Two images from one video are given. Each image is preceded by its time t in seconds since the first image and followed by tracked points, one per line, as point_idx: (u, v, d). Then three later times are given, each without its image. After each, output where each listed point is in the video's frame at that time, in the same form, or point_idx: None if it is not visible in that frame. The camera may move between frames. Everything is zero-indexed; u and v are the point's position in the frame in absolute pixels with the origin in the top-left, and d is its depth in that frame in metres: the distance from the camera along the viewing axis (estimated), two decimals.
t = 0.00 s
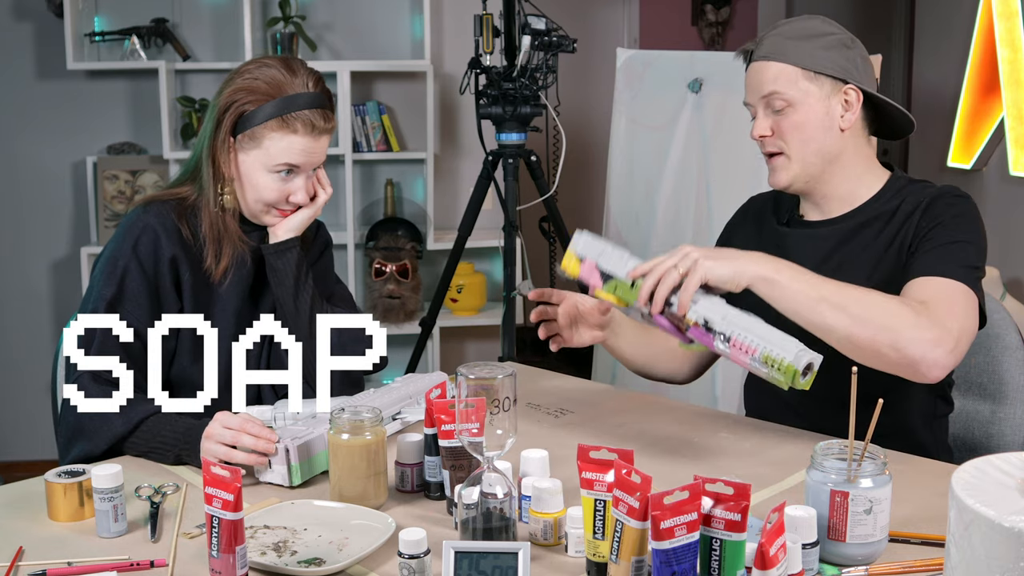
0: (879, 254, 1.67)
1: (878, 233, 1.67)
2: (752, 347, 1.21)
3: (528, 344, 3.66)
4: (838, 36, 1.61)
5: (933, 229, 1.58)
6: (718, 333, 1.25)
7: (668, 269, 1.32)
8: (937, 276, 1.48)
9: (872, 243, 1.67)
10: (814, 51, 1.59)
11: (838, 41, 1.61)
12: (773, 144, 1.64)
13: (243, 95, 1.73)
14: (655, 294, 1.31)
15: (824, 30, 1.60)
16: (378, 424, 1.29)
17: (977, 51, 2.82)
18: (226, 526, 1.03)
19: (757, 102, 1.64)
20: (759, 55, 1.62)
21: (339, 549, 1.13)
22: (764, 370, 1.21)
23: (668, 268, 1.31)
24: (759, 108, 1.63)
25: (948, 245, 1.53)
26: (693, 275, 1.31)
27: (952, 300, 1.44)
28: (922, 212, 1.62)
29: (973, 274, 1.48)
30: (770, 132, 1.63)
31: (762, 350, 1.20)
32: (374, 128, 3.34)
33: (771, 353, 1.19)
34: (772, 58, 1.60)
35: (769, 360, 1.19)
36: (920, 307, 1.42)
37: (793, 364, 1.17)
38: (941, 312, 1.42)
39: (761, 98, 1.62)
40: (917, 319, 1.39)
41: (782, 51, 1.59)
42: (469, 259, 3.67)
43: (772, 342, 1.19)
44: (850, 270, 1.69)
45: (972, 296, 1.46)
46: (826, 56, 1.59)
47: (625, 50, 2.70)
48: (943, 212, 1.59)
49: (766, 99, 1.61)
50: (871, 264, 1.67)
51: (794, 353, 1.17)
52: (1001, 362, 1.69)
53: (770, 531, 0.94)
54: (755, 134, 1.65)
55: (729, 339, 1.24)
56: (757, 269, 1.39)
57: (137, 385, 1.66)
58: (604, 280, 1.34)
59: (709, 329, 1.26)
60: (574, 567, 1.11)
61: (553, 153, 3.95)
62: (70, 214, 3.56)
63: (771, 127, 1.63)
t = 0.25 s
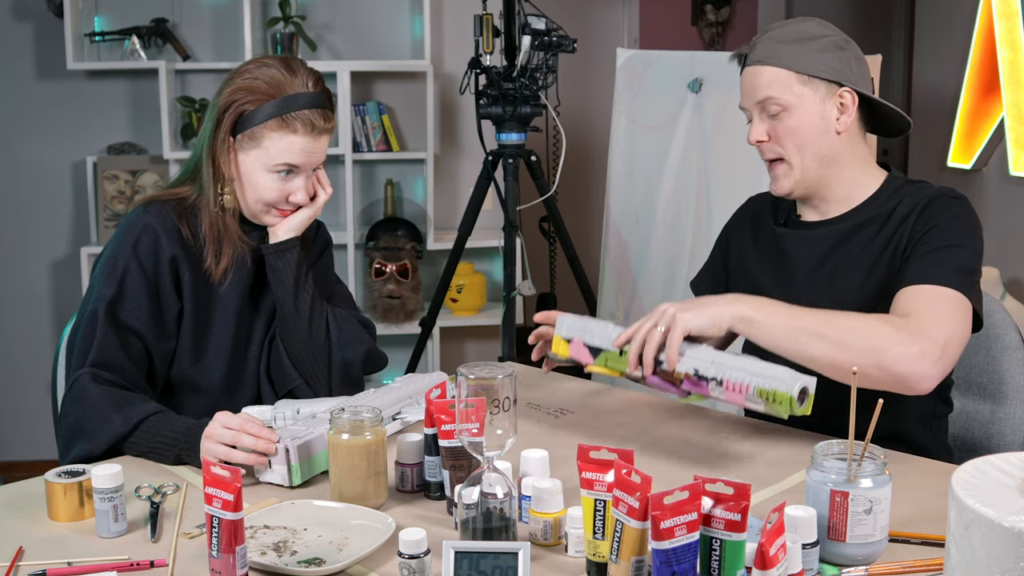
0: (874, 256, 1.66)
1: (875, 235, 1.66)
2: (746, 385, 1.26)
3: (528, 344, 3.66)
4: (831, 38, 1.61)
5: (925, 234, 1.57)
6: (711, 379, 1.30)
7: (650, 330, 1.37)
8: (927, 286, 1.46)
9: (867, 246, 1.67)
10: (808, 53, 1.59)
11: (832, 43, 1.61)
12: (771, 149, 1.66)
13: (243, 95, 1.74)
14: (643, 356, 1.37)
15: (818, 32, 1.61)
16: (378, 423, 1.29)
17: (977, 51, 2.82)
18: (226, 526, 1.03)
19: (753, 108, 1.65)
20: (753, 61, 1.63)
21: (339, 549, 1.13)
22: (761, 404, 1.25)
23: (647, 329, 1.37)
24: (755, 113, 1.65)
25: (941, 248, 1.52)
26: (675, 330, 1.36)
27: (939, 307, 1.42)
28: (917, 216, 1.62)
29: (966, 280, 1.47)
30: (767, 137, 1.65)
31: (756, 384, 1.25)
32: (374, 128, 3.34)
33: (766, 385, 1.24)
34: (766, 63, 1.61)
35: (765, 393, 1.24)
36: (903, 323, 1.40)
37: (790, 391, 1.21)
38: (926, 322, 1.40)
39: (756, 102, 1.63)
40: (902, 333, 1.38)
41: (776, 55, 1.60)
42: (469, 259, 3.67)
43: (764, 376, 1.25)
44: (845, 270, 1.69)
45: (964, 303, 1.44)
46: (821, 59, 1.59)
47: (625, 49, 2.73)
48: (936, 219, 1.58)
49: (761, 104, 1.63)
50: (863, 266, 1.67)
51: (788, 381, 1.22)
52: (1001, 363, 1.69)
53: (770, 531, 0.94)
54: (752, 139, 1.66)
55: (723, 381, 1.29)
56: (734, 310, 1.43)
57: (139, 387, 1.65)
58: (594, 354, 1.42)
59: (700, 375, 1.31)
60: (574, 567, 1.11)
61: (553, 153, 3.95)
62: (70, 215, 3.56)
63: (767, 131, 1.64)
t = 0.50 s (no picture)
0: (870, 259, 1.66)
1: (871, 238, 1.65)
2: (737, 421, 1.35)
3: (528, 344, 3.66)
4: (823, 39, 1.61)
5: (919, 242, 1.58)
6: (704, 415, 1.39)
7: (639, 369, 1.45)
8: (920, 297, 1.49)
9: (863, 249, 1.66)
10: (800, 56, 1.59)
11: (824, 44, 1.60)
12: (763, 152, 1.66)
13: (243, 95, 1.74)
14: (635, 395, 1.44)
15: (811, 33, 1.60)
16: (378, 424, 1.29)
17: (977, 51, 2.82)
18: (226, 526, 1.03)
19: (745, 111, 1.65)
20: (744, 64, 1.62)
21: (339, 549, 1.13)
22: (754, 438, 1.34)
23: (636, 370, 1.44)
24: (748, 117, 1.65)
25: (933, 257, 1.53)
26: (663, 369, 1.42)
27: (929, 322, 1.46)
28: (912, 220, 1.61)
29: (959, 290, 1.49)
30: (760, 140, 1.65)
31: (747, 419, 1.34)
32: (374, 128, 3.34)
33: (758, 420, 1.33)
34: (758, 66, 1.60)
35: (757, 427, 1.33)
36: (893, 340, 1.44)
37: (780, 425, 1.29)
38: (916, 338, 1.44)
39: (748, 107, 1.63)
40: (891, 351, 1.42)
41: (768, 58, 1.59)
42: (469, 259, 3.67)
43: (754, 411, 1.33)
44: (840, 273, 1.69)
45: (957, 316, 1.47)
46: (814, 61, 1.59)
47: (625, 49, 2.67)
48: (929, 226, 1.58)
49: (753, 108, 1.63)
50: (859, 270, 1.67)
51: (778, 416, 1.30)
52: (1001, 364, 1.69)
53: (769, 531, 0.94)
54: (745, 143, 1.66)
55: (716, 417, 1.38)
56: (721, 344, 1.47)
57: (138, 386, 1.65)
58: (588, 395, 1.52)
59: (693, 413, 1.40)
60: (574, 567, 1.11)
61: (553, 153, 3.95)
62: (70, 215, 3.56)
63: (760, 135, 1.64)
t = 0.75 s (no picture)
0: (862, 264, 1.65)
1: (864, 243, 1.65)
2: (726, 435, 1.38)
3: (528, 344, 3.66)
4: (810, 42, 1.60)
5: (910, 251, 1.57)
6: (693, 430, 1.41)
7: (628, 385, 1.48)
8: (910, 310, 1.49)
9: (855, 253, 1.65)
10: (787, 60, 1.58)
11: (811, 47, 1.59)
12: (752, 157, 1.65)
13: (243, 95, 1.74)
14: (625, 411, 1.48)
15: (796, 36, 1.59)
16: (378, 424, 1.29)
17: (977, 52, 2.82)
18: (226, 526, 1.03)
19: (733, 116, 1.64)
20: (731, 70, 1.62)
21: (339, 549, 1.13)
22: (742, 452, 1.36)
23: (626, 386, 1.48)
24: (735, 123, 1.64)
25: (925, 266, 1.53)
26: (652, 385, 1.46)
27: (919, 335, 1.46)
28: (904, 225, 1.60)
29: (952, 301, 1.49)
30: (748, 145, 1.64)
31: (736, 433, 1.36)
32: (374, 128, 3.34)
33: (746, 435, 1.36)
34: (744, 71, 1.60)
35: (745, 441, 1.36)
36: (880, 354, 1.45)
37: (768, 438, 1.33)
38: (904, 352, 1.45)
39: (736, 113, 1.63)
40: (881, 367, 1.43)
41: (755, 63, 1.58)
42: (469, 259, 3.67)
43: (743, 426, 1.36)
44: (833, 278, 1.68)
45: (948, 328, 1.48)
46: (803, 64, 1.58)
47: (625, 49, 2.68)
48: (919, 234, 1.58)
49: (740, 114, 1.62)
50: (852, 275, 1.66)
51: (766, 430, 1.34)
52: (1000, 363, 1.69)
53: (769, 531, 0.94)
54: (734, 149, 1.66)
55: (704, 432, 1.40)
56: (709, 359, 1.49)
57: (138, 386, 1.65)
58: (579, 410, 1.55)
59: (682, 427, 1.42)
60: (574, 567, 1.11)
61: (553, 153, 3.95)
62: (70, 215, 3.56)
63: (748, 140, 1.64)
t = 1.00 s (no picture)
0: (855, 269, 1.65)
1: (858, 248, 1.64)
2: (723, 446, 1.37)
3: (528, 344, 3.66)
4: (798, 45, 1.59)
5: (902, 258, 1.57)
6: (689, 439, 1.40)
7: (626, 391, 1.48)
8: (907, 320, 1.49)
9: (847, 257, 1.65)
10: (774, 61, 1.58)
11: (798, 50, 1.59)
12: (739, 160, 1.65)
13: (244, 95, 1.74)
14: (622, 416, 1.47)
15: (785, 39, 1.58)
16: (378, 424, 1.29)
17: (977, 52, 2.82)
18: (226, 526, 1.03)
19: (721, 120, 1.64)
20: (718, 73, 1.62)
21: (339, 549, 1.13)
22: (738, 464, 1.36)
23: (623, 392, 1.47)
24: (723, 126, 1.64)
25: (917, 274, 1.53)
26: (650, 392, 1.45)
27: (914, 344, 1.46)
28: (896, 230, 1.60)
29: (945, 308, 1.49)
30: (734, 149, 1.64)
31: (733, 445, 1.36)
32: (374, 128, 3.34)
33: (743, 447, 1.35)
34: (730, 75, 1.59)
35: (742, 454, 1.35)
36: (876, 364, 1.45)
37: (765, 452, 1.33)
38: (900, 363, 1.44)
39: (723, 116, 1.63)
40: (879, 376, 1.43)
41: (742, 67, 1.58)
42: (469, 259, 3.67)
43: (740, 438, 1.36)
44: (826, 283, 1.68)
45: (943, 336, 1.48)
46: (791, 67, 1.58)
47: (625, 49, 2.68)
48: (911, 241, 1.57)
49: (727, 119, 1.62)
50: (844, 280, 1.66)
51: (763, 443, 1.33)
52: (1001, 364, 1.69)
53: (769, 531, 0.94)
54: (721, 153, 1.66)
55: (700, 442, 1.39)
56: (708, 367, 1.49)
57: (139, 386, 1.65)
58: (576, 413, 1.55)
59: (679, 436, 1.41)
60: (574, 567, 1.11)
61: (553, 153, 3.95)
62: (70, 215, 3.56)
63: (734, 144, 1.64)
